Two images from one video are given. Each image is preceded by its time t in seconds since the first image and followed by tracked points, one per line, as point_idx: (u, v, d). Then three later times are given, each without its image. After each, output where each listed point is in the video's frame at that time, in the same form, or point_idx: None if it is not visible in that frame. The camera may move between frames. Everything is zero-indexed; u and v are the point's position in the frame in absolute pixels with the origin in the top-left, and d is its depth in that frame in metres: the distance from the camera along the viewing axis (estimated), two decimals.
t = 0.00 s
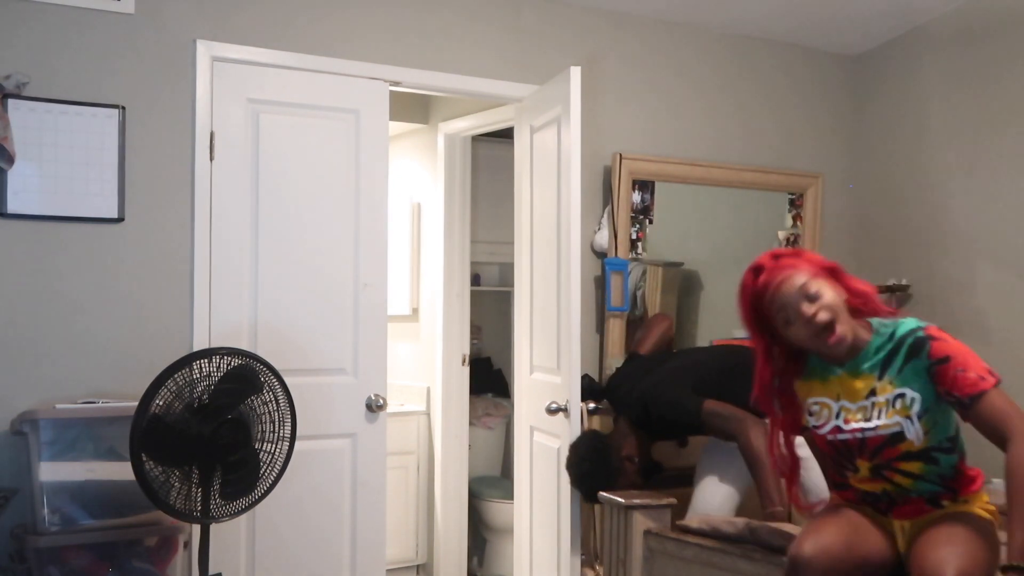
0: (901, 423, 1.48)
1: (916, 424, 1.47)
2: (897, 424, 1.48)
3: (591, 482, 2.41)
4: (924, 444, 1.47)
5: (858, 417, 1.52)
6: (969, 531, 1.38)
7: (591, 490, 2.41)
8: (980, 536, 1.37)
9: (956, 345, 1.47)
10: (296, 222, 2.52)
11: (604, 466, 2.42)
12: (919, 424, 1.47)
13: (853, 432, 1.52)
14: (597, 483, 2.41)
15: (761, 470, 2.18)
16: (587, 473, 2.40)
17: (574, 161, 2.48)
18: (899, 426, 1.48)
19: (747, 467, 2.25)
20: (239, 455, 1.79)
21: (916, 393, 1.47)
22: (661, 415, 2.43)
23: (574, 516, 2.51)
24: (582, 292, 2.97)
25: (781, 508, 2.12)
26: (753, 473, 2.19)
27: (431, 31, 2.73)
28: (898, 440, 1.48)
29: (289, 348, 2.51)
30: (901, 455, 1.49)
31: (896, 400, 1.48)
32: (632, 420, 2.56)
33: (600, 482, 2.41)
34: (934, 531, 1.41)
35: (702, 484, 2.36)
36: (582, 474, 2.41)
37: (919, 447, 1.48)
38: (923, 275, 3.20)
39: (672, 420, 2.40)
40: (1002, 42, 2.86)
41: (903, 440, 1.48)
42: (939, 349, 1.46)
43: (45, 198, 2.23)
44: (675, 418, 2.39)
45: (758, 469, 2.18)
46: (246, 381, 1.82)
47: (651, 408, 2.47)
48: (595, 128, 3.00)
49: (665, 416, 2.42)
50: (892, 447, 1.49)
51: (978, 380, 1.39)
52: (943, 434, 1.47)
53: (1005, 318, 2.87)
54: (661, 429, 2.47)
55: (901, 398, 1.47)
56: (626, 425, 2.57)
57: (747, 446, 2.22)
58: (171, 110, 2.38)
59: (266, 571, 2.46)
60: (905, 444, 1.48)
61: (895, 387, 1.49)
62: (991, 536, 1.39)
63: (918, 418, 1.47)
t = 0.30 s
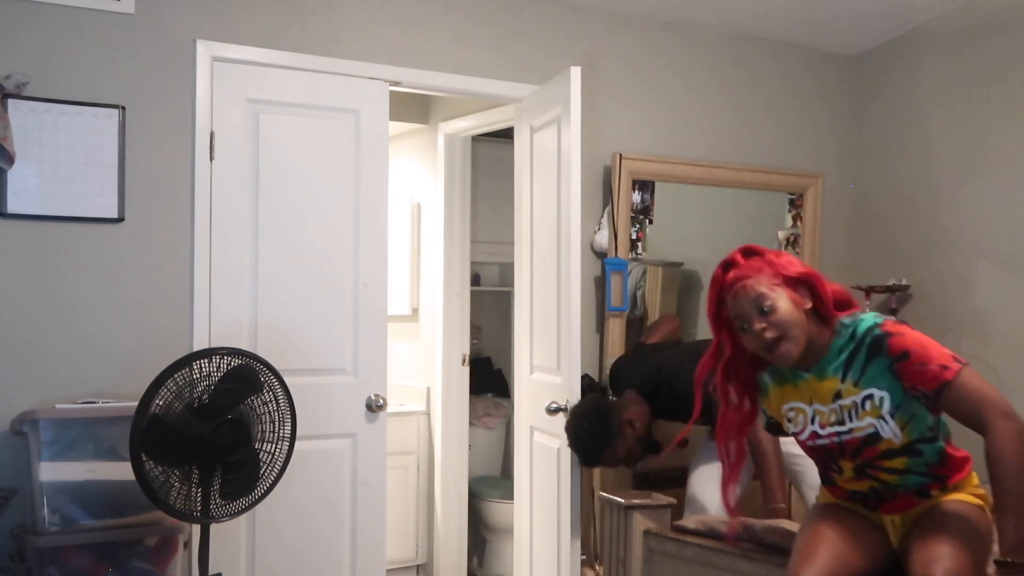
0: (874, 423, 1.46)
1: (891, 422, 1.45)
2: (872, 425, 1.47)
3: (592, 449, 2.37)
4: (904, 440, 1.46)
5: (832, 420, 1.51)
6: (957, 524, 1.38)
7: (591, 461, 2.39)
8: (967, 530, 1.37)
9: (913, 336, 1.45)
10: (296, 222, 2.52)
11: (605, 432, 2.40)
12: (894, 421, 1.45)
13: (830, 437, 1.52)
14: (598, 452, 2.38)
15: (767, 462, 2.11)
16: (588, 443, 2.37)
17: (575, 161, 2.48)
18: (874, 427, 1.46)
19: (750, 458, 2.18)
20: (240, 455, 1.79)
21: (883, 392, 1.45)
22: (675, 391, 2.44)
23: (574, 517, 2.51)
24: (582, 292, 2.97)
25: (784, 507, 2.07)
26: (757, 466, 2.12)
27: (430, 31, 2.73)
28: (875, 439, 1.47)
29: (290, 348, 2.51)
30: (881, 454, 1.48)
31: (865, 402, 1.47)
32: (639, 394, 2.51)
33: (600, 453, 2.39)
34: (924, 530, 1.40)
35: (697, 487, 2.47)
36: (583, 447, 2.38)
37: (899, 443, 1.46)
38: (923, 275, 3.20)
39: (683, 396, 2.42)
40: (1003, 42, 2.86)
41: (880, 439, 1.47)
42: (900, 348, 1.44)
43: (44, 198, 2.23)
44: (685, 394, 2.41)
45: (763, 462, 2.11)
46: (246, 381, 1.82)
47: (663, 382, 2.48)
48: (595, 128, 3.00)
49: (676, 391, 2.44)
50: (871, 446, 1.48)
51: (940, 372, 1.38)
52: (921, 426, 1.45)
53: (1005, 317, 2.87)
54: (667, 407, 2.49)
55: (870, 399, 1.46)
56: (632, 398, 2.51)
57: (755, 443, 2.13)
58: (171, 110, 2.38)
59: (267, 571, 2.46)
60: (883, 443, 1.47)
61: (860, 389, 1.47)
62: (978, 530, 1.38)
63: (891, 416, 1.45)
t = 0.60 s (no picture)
0: (868, 414, 1.45)
1: (885, 415, 1.43)
2: (865, 416, 1.45)
3: (592, 385, 2.41)
4: (899, 434, 1.44)
5: (827, 407, 1.50)
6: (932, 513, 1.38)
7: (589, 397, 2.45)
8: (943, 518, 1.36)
9: (917, 327, 1.43)
10: (296, 222, 2.52)
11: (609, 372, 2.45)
12: (888, 414, 1.43)
13: (825, 425, 1.51)
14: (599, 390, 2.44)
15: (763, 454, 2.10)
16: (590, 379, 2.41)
17: (575, 160, 2.48)
18: (868, 418, 1.45)
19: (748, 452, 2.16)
20: (240, 455, 1.79)
21: (880, 383, 1.44)
22: (688, 360, 2.43)
23: (574, 517, 2.51)
24: (582, 292, 2.97)
25: (780, 502, 2.04)
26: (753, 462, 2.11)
27: (431, 31, 2.73)
28: (868, 431, 1.45)
29: (290, 348, 2.51)
30: (874, 446, 1.46)
31: (861, 391, 1.45)
32: (654, 352, 2.50)
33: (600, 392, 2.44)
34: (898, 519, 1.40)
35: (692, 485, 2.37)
36: (584, 380, 2.42)
37: (894, 437, 1.44)
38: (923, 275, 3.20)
39: (694, 368, 2.41)
40: (1003, 42, 2.86)
41: (873, 431, 1.45)
42: (902, 338, 1.42)
43: (44, 198, 2.23)
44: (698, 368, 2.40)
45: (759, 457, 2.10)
46: (246, 381, 1.82)
47: (677, 351, 2.46)
48: (595, 128, 3.00)
49: (687, 361, 2.43)
50: (864, 437, 1.46)
51: (940, 366, 1.37)
52: (918, 421, 1.43)
53: (1004, 317, 2.87)
54: (677, 373, 2.47)
55: (866, 389, 1.45)
56: (647, 352, 2.51)
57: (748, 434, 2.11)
58: (171, 110, 2.38)
59: (266, 571, 2.45)
60: (876, 435, 1.45)
61: (857, 377, 1.46)
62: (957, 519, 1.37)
63: (886, 408, 1.43)
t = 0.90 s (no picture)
0: (847, 395, 1.40)
1: (862, 400, 1.37)
2: (844, 396, 1.40)
3: (607, 336, 2.31)
4: (877, 425, 1.37)
5: (824, 381, 1.46)
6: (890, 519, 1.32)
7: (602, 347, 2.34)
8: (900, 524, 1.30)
9: (925, 321, 1.32)
10: (296, 221, 2.52)
11: (628, 330, 2.29)
12: (866, 401, 1.37)
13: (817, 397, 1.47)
14: (613, 344, 2.31)
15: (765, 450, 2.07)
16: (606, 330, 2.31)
17: (575, 160, 2.48)
18: (846, 399, 1.40)
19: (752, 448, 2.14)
20: (240, 455, 1.79)
21: (869, 369, 1.37)
22: (705, 346, 2.26)
23: (574, 517, 2.50)
24: (582, 293, 2.97)
25: (780, 498, 2.01)
26: (756, 457, 2.09)
27: (430, 32, 2.73)
28: (844, 413, 1.40)
29: (290, 349, 2.51)
30: (851, 432, 1.41)
31: (849, 370, 1.41)
32: (679, 324, 2.31)
33: (615, 346, 2.31)
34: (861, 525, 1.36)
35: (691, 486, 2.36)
36: (601, 329, 2.33)
37: (871, 427, 1.38)
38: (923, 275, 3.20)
39: (710, 357, 2.25)
40: (1003, 42, 2.86)
41: (849, 414, 1.40)
42: (899, 329, 1.33)
43: (45, 198, 2.23)
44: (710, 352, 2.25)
45: (760, 452, 2.08)
46: (246, 382, 1.82)
47: (697, 333, 2.28)
48: (595, 128, 3.00)
49: (702, 343, 2.26)
50: (841, 419, 1.42)
51: (938, 366, 1.27)
52: (902, 418, 1.35)
53: (1004, 316, 2.87)
54: (693, 357, 2.29)
55: (853, 370, 1.40)
56: (673, 321, 2.31)
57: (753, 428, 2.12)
58: (171, 110, 2.37)
59: (266, 571, 2.46)
60: (851, 418, 1.40)
61: (852, 358, 1.41)
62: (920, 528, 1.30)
63: (865, 394, 1.37)
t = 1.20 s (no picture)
0: (866, 388, 1.36)
1: (880, 394, 1.33)
2: (863, 388, 1.36)
3: (612, 350, 2.25)
4: (894, 420, 1.32)
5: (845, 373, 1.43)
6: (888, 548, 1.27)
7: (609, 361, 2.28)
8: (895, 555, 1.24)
9: (950, 316, 1.27)
10: (296, 221, 2.52)
11: (635, 340, 2.24)
12: (884, 395, 1.33)
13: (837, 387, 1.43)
14: (621, 358, 2.26)
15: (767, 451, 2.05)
16: (613, 343, 2.25)
17: (575, 160, 2.48)
18: (864, 391, 1.36)
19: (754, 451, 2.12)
20: (240, 455, 1.79)
21: (889, 363, 1.33)
22: (707, 349, 2.25)
23: (574, 517, 2.50)
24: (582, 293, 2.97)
25: (781, 499, 2.00)
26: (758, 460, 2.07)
27: (430, 32, 2.73)
28: (862, 406, 1.36)
29: (290, 349, 2.51)
30: (867, 425, 1.36)
31: (870, 362, 1.36)
32: (680, 329, 2.30)
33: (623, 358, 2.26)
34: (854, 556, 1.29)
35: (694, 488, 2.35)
36: (606, 344, 2.27)
37: (888, 422, 1.33)
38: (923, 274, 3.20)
39: (712, 359, 2.24)
40: (1003, 42, 2.86)
41: (866, 407, 1.35)
42: (923, 321, 1.29)
43: (45, 198, 2.23)
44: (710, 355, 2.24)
45: (763, 457, 2.06)
46: (246, 382, 1.82)
47: (699, 336, 2.28)
48: (595, 127, 3.00)
49: (703, 349, 2.26)
50: (859, 412, 1.37)
51: (962, 364, 1.23)
52: (920, 415, 1.30)
53: (1005, 316, 2.87)
54: (696, 361, 2.29)
55: (874, 362, 1.36)
56: (674, 327, 2.31)
57: (755, 430, 2.09)
58: (171, 110, 2.37)
59: (266, 571, 2.46)
60: (868, 412, 1.35)
61: (874, 350, 1.37)
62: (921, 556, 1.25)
63: (884, 388, 1.33)
